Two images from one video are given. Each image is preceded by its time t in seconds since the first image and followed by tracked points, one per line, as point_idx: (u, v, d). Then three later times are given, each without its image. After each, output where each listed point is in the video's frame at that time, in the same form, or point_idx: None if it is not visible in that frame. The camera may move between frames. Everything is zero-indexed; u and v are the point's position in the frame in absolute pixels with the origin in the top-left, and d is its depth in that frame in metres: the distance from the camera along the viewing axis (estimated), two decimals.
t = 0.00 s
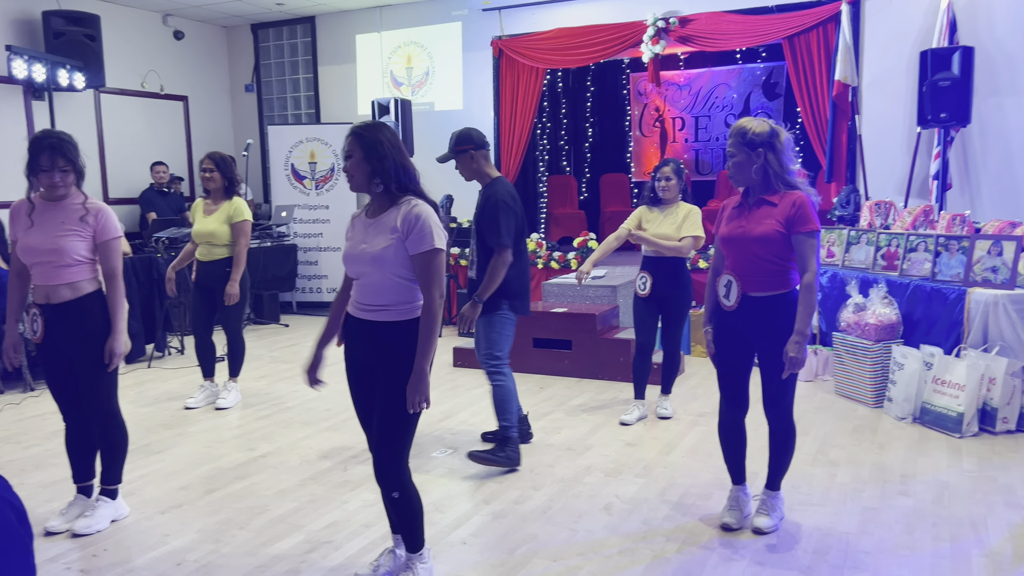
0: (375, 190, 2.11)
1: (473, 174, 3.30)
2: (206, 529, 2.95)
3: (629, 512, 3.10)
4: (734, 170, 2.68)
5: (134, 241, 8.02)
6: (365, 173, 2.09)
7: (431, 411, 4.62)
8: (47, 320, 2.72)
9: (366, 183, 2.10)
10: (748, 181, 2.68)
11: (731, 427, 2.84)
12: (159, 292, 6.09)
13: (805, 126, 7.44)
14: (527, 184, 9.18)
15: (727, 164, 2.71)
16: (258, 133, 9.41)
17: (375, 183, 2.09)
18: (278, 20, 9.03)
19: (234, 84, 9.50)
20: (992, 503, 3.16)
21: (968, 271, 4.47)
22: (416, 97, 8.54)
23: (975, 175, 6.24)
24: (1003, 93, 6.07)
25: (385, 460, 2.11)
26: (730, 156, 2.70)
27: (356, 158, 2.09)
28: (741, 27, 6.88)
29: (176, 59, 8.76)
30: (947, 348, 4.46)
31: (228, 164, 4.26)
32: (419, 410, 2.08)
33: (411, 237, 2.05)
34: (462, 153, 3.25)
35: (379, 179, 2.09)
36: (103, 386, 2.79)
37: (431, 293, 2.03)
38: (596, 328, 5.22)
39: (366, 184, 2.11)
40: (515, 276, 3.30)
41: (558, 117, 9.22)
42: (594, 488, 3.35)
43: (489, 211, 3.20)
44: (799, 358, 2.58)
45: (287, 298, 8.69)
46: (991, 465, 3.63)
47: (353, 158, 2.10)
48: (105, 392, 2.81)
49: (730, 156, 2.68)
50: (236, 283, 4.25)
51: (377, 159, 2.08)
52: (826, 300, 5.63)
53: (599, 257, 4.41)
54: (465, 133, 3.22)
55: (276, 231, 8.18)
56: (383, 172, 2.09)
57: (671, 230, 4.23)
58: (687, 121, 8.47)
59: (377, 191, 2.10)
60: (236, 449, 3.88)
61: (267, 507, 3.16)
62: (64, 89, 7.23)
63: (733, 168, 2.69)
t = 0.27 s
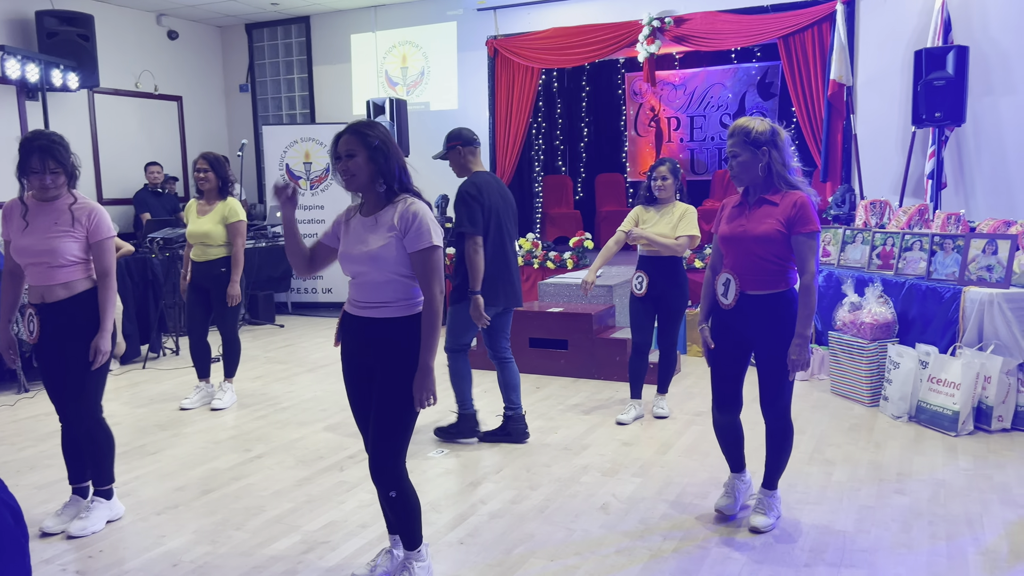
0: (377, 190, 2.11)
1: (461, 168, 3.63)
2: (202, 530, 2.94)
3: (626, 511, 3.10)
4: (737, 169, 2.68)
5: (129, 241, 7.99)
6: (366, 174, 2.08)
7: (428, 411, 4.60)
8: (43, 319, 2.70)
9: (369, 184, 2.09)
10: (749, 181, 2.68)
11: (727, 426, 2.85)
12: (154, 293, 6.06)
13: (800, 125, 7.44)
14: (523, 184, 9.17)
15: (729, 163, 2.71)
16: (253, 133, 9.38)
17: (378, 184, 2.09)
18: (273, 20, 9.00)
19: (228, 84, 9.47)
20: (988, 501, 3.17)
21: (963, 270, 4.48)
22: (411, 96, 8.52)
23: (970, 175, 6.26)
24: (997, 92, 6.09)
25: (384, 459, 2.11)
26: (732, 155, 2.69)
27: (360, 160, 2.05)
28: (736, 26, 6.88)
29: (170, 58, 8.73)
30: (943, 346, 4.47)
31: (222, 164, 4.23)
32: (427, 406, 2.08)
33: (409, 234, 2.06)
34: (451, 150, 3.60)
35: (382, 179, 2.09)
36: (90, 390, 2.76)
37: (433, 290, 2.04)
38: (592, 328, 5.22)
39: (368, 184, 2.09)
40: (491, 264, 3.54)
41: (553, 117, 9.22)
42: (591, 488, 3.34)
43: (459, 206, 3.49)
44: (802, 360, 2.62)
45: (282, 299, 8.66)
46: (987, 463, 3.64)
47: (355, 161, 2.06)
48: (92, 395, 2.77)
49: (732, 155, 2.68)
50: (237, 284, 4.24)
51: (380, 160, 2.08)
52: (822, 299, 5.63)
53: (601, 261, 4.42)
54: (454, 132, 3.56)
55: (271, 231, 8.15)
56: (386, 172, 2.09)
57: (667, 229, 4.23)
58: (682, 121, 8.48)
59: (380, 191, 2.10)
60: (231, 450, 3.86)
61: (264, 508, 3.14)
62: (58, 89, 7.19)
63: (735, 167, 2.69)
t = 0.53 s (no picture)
0: (387, 189, 2.11)
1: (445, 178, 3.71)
2: (205, 532, 2.93)
3: (629, 513, 3.09)
4: (737, 168, 2.67)
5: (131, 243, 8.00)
6: (379, 173, 2.08)
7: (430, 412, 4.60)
8: (46, 320, 2.70)
9: (380, 183, 2.09)
10: (748, 180, 2.68)
11: (730, 423, 2.86)
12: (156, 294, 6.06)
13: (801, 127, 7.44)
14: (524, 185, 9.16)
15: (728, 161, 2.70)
16: (255, 135, 9.39)
17: (389, 183, 2.10)
18: (275, 21, 9.01)
19: (230, 85, 9.47)
20: (992, 503, 3.16)
21: (966, 272, 4.48)
22: (413, 98, 8.53)
23: (972, 176, 6.26)
24: (999, 94, 6.08)
25: (398, 459, 2.12)
26: (733, 153, 2.67)
27: (373, 159, 2.06)
28: (738, 28, 6.88)
29: (172, 60, 8.74)
30: (946, 348, 4.47)
31: (225, 166, 4.24)
32: (412, 404, 2.06)
33: (420, 233, 2.06)
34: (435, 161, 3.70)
35: (394, 178, 2.10)
36: (87, 394, 2.73)
37: (441, 289, 2.04)
38: (594, 330, 5.22)
39: (379, 183, 2.10)
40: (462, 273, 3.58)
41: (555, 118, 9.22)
42: (594, 490, 3.34)
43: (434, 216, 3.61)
44: (802, 359, 2.62)
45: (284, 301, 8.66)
46: (990, 465, 3.63)
47: (371, 160, 2.06)
48: (90, 397, 2.74)
49: (733, 153, 2.67)
50: (238, 286, 4.22)
51: (393, 160, 2.09)
52: (824, 301, 5.62)
53: (603, 263, 4.42)
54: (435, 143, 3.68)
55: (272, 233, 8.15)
56: (397, 172, 2.10)
57: (669, 231, 4.23)
58: (684, 123, 8.48)
59: (390, 190, 2.10)
60: (234, 452, 3.86)
61: (266, 510, 3.14)
62: (60, 90, 7.20)
63: (736, 165, 2.67)
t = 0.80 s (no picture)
0: (405, 196, 2.12)
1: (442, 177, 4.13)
2: (215, 535, 2.94)
3: (639, 518, 3.08)
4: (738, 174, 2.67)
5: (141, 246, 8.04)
6: (398, 178, 2.09)
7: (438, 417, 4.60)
8: (55, 325, 2.72)
9: (399, 189, 2.10)
10: (748, 187, 2.69)
11: (738, 429, 2.83)
12: (166, 298, 6.09)
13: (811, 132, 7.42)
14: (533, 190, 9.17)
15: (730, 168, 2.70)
16: (265, 139, 9.43)
17: (408, 189, 2.11)
18: (285, 26, 9.06)
19: (240, 90, 9.52)
20: (1004, 511, 3.13)
21: (977, 278, 4.42)
22: (422, 103, 8.55)
23: (983, 182, 6.22)
24: (1010, 99, 6.06)
25: (423, 456, 2.15)
26: (740, 157, 2.66)
27: (394, 164, 2.06)
28: (748, 33, 6.87)
29: (183, 65, 8.79)
30: (958, 354, 4.44)
31: (233, 171, 4.25)
32: (433, 408, 2.09)
33: (438, 238, 2.08)
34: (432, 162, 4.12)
35: (413, 184, 2.11)
36: (116, 397, 2.79)
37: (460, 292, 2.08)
38: (603, 335, 5.21)
39: (398, 189, 2.10)
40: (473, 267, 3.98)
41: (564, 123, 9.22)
42: (603, 495, 3.33)
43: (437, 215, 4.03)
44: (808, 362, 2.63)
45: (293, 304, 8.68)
46: (1003, 472, 3.60)
47: (394, 166, 2.07)
48: (117, 401, 2.80)
49: (737, 160, 2.66)
50: (237, 289, 4.21)
51: (413, 167, 2.10)
52: (834, 306, 5.59)
53: (607, 265, 4.39)
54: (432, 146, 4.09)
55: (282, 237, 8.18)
56: (417, 178, 2.12)
57: (678, 236, 4.22)
58: (693, 127, 8.47)
59: (409, 196, 2.12)
60: (243, 455, 3.87)
61: (276, 514, 3.14)
62: (72, 95, 7.25)
63: (743, 170, 2.66)
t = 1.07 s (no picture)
0: (440, 206, 2.13)
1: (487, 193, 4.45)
2: (247, 538, 2.98)
3: (667, 527, 3.07)
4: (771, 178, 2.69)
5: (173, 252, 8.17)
6: (435, 189, 2.10)
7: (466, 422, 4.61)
8: (100, 331, 2.80)
9: (435, 200, 2.12)
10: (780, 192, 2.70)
11: (767, 437, 2.81)
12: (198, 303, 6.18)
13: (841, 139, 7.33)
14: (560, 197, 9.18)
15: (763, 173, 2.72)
16: (294, 146, 9.56)
17: (445, 200, 2.12)
18: (315, 36, 9.18)
19: (271, 98, 9.67)
20: None
21: (1013, 287, 4.43)
22: (450, 111, 8.61)
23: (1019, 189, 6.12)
24: None
25: (456, 463, 2.17)
26: (776, 162, 2.68)
27: (432, 175, 2.08)
28: (777, 39, 6.82)
29: (216, 74, 8.95)
30: (993, 364, 4.39)
31: (256, 177, 4.30)
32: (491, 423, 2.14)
33: (471, 248, 2.09)
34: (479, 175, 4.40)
35: (450, 195, 2.13)
36: (156, 399, 2.87)
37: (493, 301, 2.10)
38: (630, 342, 5.20)
39: (434, 199, 2.12)
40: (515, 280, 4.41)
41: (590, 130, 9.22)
42: (631, 503, 3.32)
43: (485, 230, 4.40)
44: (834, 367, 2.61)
45: (322, 310, 8.77)
46: None
47: (433, 177, 2.09)
48: (157, 403, 2.87)
49: (770, 164, 2.69)
50: (267, 294, 4.28)
51: (450, 177, 2.11)
52: (864, 314, 5.52)
53: (632, 271, 4.38)
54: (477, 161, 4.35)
55: (311, 243, 8.27)
56: (454, 189, 2.13)
57: (707, 243, 4.21)
58: (720, 134, 8.43)
59: (445, 207, 2.13)
60: (274, 459, 3.92)
61: (306, 517, 3.18)
62: (108, 104, 7.40)
63: (778, 174, 2.68)
